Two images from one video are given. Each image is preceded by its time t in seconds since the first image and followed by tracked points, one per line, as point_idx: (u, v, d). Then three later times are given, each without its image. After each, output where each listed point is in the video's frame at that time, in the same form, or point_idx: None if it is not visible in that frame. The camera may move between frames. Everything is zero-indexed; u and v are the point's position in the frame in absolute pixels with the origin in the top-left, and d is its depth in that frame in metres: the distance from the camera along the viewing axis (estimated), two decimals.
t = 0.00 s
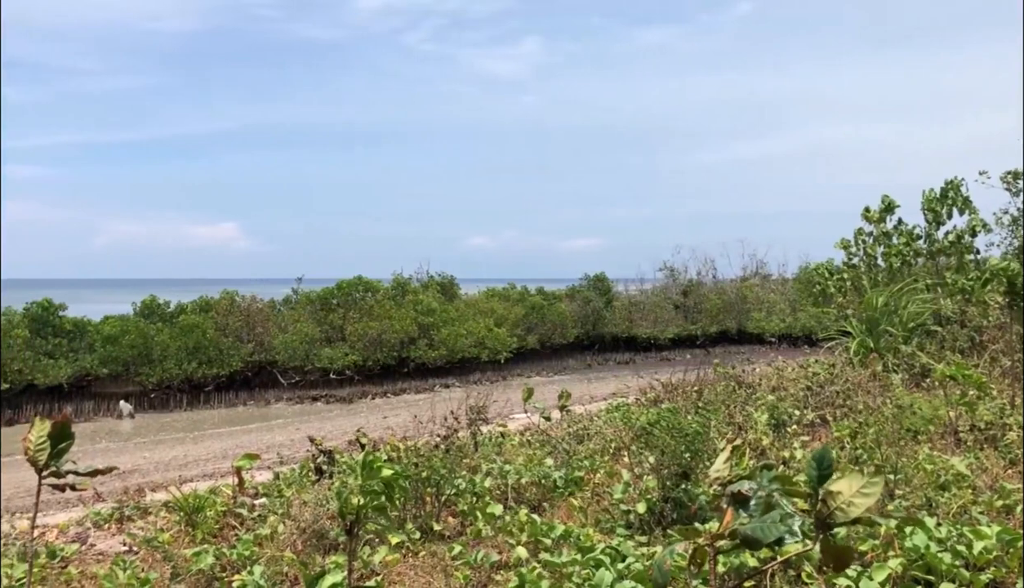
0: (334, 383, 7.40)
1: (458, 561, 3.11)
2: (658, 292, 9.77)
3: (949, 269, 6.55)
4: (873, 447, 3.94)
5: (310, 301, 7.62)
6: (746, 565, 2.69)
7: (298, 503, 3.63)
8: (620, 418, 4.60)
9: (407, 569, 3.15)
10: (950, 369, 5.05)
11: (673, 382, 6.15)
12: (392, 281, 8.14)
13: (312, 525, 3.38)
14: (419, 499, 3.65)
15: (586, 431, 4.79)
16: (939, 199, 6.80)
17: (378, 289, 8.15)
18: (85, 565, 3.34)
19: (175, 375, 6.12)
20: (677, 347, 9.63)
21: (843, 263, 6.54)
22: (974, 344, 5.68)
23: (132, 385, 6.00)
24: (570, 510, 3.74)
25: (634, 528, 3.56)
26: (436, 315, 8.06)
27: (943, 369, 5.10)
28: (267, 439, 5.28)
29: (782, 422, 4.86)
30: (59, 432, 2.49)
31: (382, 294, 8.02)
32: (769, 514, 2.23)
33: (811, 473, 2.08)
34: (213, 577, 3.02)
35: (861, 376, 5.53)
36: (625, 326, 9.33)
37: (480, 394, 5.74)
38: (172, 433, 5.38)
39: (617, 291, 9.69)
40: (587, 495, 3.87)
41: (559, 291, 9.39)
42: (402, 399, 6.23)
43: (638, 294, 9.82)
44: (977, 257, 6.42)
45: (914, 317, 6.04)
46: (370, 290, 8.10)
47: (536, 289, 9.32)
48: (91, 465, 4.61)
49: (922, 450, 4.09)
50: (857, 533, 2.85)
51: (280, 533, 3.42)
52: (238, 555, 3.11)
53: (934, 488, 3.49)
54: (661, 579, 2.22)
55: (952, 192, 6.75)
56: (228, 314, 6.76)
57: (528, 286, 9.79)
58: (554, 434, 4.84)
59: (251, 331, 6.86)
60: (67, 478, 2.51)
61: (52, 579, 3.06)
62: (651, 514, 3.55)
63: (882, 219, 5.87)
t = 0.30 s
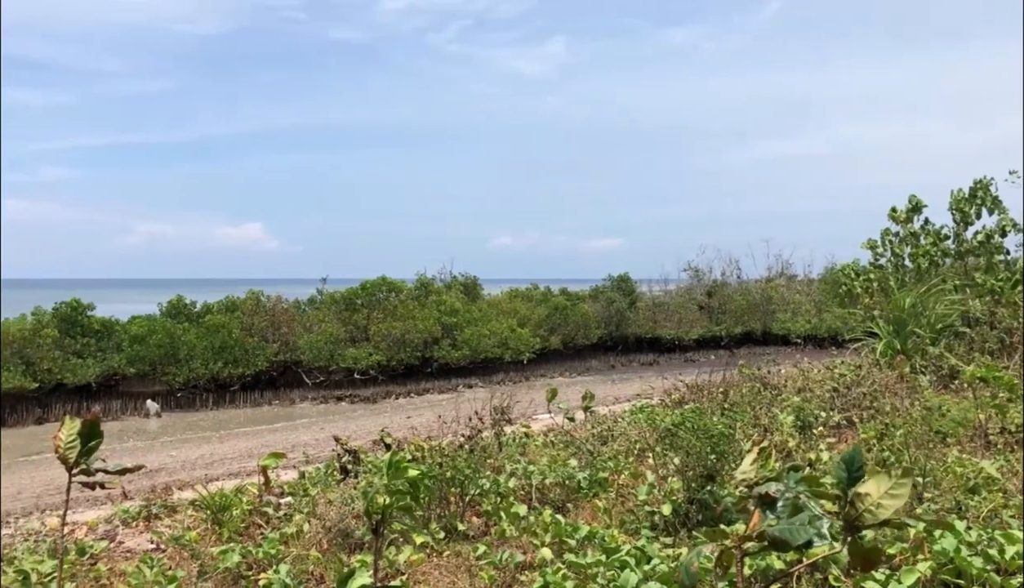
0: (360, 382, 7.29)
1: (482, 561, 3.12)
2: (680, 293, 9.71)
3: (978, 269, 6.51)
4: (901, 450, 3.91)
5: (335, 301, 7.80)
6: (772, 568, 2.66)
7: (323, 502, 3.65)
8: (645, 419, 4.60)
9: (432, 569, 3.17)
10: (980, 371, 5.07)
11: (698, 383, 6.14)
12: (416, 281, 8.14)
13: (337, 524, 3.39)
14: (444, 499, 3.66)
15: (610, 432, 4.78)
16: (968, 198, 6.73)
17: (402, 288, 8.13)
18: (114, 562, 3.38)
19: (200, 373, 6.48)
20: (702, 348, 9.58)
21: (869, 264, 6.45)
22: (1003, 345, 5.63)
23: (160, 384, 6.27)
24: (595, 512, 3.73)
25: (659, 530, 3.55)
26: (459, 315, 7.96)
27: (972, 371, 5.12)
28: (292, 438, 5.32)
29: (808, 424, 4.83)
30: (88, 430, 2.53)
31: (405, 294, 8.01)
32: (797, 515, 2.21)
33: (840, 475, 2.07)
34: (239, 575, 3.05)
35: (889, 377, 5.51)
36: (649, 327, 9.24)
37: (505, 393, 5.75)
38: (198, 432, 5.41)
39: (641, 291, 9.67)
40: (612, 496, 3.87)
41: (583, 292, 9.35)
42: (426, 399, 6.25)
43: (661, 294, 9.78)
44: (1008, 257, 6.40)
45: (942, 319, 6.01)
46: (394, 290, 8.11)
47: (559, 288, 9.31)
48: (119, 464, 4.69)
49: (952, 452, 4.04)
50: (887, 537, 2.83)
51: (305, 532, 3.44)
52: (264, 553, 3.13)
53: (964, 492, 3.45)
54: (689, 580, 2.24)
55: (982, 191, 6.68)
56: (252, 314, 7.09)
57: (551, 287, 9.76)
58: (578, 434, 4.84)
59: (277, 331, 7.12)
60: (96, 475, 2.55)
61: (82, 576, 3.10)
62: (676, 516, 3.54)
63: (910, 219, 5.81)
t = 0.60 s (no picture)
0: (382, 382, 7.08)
1: (505, 561, 3.13)
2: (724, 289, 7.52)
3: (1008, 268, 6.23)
4: (928, 452, 3.89)
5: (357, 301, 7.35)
6: (799, 570, 2.65)
7: (346, 501, 3.66)
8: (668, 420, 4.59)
9: (455, 568, 3.16)
10: (1009, 373, 5.05)
11: (722, 384, 6.10)
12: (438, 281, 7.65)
13: (360, 523, 3.40)
14: (467, 499, 3.67)
15: (632, 433, 4.76)
16: (996, 198, 6.62)
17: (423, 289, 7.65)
18: (139, 559, 3.40)
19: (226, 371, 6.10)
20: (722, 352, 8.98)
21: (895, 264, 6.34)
22: None
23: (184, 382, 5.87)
24: (617, 513, 3.72)
25: (683, 531, 3.54)
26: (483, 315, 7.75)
27: (1002, 373, 5.08)
28: (314, 437, 5.34)
29: (833, 425, 4.79)
30: (115, 429, 2.57)
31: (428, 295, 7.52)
32: (826, 518, 2.22)
33: (871, 479, 2.09)
34: (263, 574, 3.08)
35: (914, 379, 5.49)
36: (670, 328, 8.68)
37: (527, 394, 5.74)
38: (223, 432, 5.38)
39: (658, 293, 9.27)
40: (635, 497, 3.86)
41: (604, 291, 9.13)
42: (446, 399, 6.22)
43: (684, 294, 8.93)
44: None
45: (969, 320, 5.93)
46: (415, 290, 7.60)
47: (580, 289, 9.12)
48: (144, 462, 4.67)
49: (980, 455, 4.01)
50: (915, 540, 2.82)
51: (329, 531, 3.45)
52: (288, 552, 3.15)
53: (993, 495, 3.41)
54: (716, 582, 2.27)
55: (1010, 190, 6.56)
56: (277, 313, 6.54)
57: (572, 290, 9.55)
58: (600, 435, 4.82)
59: (299, 330, 6.64)
60: (122, 473, 2.59)
61: (109, 573, 3.14)
62: (700, 518, 3.52)
63: (937, 219, 5.75)
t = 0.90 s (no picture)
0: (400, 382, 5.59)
1: (526, 561, 3.14)
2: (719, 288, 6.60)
3: None
4: (954, 455, 3.89)
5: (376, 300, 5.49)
6: (821, 571, 2.64)
7: (368, 500, 3.68)
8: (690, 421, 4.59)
9: (476, 568, 3.17)
10: None
11: (744, 385, 6.07)
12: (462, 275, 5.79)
13: (382, 523, 3.43)
14: (488, 499, 3.69)
15: (654, 434, 4.74)
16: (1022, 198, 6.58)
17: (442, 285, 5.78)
18: (164, 557, 3.44)
19: (247, 373, 4.96)
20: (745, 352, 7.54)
21: (919, 264, 6.30)
22: None
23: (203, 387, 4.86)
24: (639, 514, 3.72)
25: (705, 533, 3.53)
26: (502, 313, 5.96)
27: None
28: (337, 437, 5.21)
29: (857, 427, 4.77)
30: (139, 426, 2.62)
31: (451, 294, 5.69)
32: (849, 518, 2.24)
33: (894, 479, 2.09)
34: (286, 572, 3.11)
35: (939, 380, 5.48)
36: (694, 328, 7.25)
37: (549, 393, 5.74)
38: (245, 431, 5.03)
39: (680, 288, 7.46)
40: (657, 498, 3.86)
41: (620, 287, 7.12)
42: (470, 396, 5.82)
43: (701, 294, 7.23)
44: None
45: (994, 320, 5.98)
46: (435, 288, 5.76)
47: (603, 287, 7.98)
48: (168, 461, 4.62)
49: (1007, 457, 3.99)
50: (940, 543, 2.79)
51: (351, 530, 3.46)
52: (310, 551, 3.17)
53: (1020, 498, 3.38)
54: (738, 582, 2.28)
55: None
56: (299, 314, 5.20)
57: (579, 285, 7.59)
58: (621, 436, 4.80)
59: (320, 329, 5.25)
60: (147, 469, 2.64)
61: (134, 570, 3.18)
62: (722, 519, 3.51)
63: (963, 219, 5.69)
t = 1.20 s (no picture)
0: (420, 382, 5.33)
1: (547, 562, 3.15)
2: (748, 292, 6.41)
3: None
4: (978, 458, 3.91)
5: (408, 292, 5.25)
6: (846, 575, 2.63)
7: (389, 500, 3.69)
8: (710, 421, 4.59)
9: (497, 569, 3.18)
10: None
11: (766, 386, 6.04)
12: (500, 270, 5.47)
13: (404, 522, 3.45)
14: (509, 500, 3.69)
15: (676, 435, 4.73)
16: None
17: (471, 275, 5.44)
18: (188, 555, 3.47)
19: (269, 373, 4.88)
20: (769, 353, 6.76)
21: (944, 265, 6.25)
22: None
23: (227, 384, 4.85)
24: (660, 515, 3.71)
25: (726, 534, 3.52)
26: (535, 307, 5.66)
27: None
28: (358, 436, 5.22)
29: (880, 429, 4.74)
30: (163, 425, 2.65)
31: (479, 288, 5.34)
32: (878, 524, 2.25)
33: (925, 485, 2.14)
34: (308, 571, 3.13)
35: (965, 382, 5.45)
36: (716, 330, 6.43)
37: (569, 392, 5.74)
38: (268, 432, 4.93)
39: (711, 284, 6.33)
40: (678, 500, 3.84)
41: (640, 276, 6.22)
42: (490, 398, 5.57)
43: (727, 297, 6.35)
44: None
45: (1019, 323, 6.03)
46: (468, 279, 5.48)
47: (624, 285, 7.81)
48: (190, 461, 4.82)
49: None
50: (965, 546, 2.77)
51: (372, 530, 3.47)
52: (332, 551, 3.18)
53: None
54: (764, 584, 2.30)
55: None
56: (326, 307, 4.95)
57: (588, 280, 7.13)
58: (643, 437, 4.79)
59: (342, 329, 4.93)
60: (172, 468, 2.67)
61: (158, 568, 3.21)
62: (743, 521, 3.51)
63: (988, 219, 5.63)
